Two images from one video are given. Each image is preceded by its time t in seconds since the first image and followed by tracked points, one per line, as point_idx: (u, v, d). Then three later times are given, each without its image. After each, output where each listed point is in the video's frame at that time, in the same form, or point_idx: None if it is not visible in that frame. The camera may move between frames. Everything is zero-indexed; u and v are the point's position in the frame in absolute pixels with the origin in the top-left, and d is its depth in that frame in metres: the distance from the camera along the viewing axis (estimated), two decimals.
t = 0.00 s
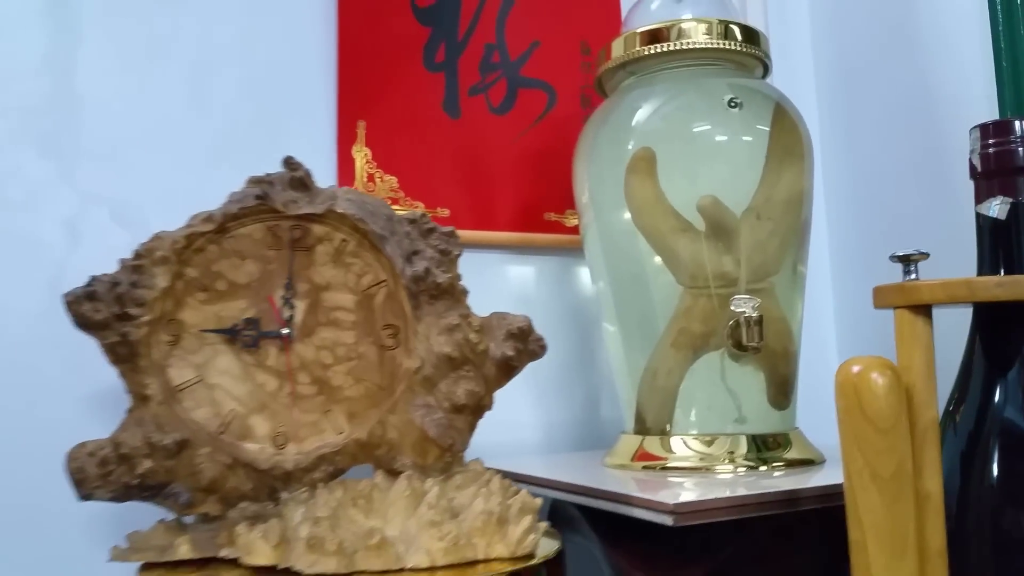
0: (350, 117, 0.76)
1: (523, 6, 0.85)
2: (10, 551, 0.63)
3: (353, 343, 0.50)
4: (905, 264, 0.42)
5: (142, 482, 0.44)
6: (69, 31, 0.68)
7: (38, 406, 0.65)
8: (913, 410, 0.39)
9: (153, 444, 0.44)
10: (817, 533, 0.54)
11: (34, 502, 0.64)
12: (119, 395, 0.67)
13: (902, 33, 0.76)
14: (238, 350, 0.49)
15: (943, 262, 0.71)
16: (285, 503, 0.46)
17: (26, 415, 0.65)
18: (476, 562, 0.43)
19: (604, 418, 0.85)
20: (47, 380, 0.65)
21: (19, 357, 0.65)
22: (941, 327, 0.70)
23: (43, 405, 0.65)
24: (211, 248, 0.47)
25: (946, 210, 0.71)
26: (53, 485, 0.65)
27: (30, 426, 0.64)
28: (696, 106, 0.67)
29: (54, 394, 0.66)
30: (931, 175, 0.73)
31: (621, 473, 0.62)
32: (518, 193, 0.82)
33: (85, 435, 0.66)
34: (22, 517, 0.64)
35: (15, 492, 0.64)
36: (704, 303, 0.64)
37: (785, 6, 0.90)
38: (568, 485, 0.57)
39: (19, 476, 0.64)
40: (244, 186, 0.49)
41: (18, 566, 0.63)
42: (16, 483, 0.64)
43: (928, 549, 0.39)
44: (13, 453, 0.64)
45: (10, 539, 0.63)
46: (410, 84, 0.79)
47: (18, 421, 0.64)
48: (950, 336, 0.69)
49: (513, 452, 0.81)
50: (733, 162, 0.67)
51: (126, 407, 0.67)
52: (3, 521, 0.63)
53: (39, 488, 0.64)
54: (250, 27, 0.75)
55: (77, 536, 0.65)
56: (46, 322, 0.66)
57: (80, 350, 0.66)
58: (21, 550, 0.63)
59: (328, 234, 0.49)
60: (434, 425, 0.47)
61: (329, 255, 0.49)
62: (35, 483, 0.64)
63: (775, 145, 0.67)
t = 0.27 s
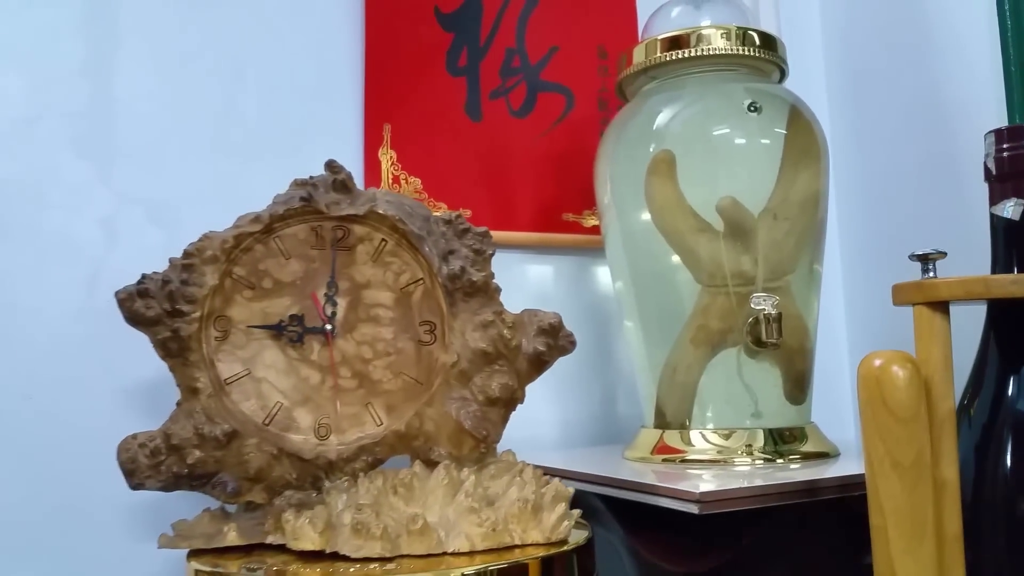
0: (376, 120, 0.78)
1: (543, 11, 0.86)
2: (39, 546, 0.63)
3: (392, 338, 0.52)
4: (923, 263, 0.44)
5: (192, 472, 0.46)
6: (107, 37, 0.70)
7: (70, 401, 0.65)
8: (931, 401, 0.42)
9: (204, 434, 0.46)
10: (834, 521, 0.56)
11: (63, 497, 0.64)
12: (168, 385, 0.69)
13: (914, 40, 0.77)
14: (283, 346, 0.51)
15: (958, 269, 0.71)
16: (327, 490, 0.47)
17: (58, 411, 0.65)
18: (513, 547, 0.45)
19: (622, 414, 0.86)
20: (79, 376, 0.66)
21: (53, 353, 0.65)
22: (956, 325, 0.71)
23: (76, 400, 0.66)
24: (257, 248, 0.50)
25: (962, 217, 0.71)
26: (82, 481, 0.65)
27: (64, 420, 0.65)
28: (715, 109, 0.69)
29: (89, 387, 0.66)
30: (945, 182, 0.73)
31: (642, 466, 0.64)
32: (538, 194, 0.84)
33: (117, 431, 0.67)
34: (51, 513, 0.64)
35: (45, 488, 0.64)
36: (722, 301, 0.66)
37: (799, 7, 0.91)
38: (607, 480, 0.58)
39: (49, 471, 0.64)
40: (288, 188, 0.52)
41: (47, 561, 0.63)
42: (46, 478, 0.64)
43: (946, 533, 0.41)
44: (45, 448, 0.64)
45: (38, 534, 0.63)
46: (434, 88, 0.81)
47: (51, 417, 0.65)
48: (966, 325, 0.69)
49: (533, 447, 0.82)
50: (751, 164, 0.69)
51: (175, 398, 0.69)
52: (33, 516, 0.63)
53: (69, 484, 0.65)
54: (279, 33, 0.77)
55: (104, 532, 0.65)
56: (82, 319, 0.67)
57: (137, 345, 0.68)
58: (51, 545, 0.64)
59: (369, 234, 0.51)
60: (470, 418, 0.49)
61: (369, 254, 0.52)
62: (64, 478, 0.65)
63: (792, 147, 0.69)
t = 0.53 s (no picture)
0: (381, 117, 0.79)
1: (546, 9, 0.87)
2: (48, 540, 0.64)
3: (399, 331, 0.52)
4: (925, 256, 0.45)
5: (200, 463, 0.47)
6: (115, 33, 0.71)
7: (78, 395, 0.66)
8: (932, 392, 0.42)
9: (212, 425, 0.47)
10: (834, 512, 0.57)
11: (71, 492, 0.65)
12: (177, 379, 0.69)
13: (916, 37, 0.77)
14: (292, 338, 0.52)
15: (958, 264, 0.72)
16: (335, 482, 0.47)
17: (67, 406, 0.66)
18: (518, 536, 0.45)
19: (625, 410, 0.87)
20: (88, 371, 0.67)
21: (63, 349, 0.66)
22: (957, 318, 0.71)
23: (84, 395, 0.66)
24: (266, 242, 0.50)
25: (963, 213, 0.72)
26: (90, 475, 0.66)
27: (73, 415, 0.66)
28: (719, 106, 0.69)
29: (99, 383, 0.67)
30: (947, 178, 0.73)
31: (645, 459, 0.64)
32: (542, 191, 0.84)
33: (125, 425, 0.67)
34: (60, 507, 0.64)
35: (54, 481, 0.65)
36: (724, 296, 0.66)
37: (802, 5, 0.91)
38: (612, 472, 0.58)
39: (58, 465, 0.65)
40: (296, 183, 0.53)
41: (55, 554, 0.64)
42: (55, 472, 0.65)
43: (948, 522, 0.41)
44: (54, 441, 0.65)
45: (47, 528, 0.64)
46: (439, 85, 0.81)
47: (61, 412, 0.65)
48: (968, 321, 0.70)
49: (536, 442, 0.82)
50: (754, 160, 0.69)
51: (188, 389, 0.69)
52: (42, 509, 0.64)
53: (78, 477, 0.65)
54: (286, 31, 0.78)
55: (112, 526, 0.66)
56: (91, 314, 0.67)
57: (145, 339, 0.68)
58: (59, 538, 0.64)
59: (376, 228, 0.52)
60: (476, 409, 0.50)
61: (376, 248, 0.52)
62: (72, 472, 0.65)
63: (794, 143, 0.69)
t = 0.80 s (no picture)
0: (384, 111, 0.79)
1: (549, 3, 0.87)
2: (51, 534, 0.64)
3: (404, 323, 0.52)
4: (931, 246, 0.45)
5: (206, 454, 0.47)
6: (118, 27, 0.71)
7: (82, 388, 0.66)
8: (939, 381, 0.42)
9: (218, 416, 0.46)
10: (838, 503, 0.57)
11: (74, 486, 0.65)
12: (180, 372, 0.69)
13: (920, 31, 0.77)
14: (297, 330, 0.52)
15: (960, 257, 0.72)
16: (340, 473, 0.47)
17: (70, 400, 0.66)
18: (525, 527, 0.45)
19: (627, 405, 0.86)
20: (91, 364, 0.66)
21: (66, 342, 0.66)
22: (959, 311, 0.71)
23: (88, 388, 0.66)
24: (271, 233, 0.50)
25: (965, 207, 0.72)
26: (94, 469, 0.66)
27: (76, 409, 0.66)
28: (722, 99, 0.69)
29: (102, 377, 0.67)
30: (949, 172, 0.73)
31: (649, 453, 0.65)
32: (545, 186, 0.84)
33: (129, 418, 0.67)
34: (64, 500, 0.64)
35: (58, 475, 0.65)
36: (728, 289, 0.66)
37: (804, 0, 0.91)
38: (616, 464, 0.58)
39: (62, 459, 0.65)
40: (300, 175, 0.53)
41: (59, 548, 0.64)
42: (59, 466, 0.65)
43: (953, 512, 0.42)
44: (57, 436, 0.65)
45: (50, 523, 0.64)
46: (442, 79, 0.81)
47: (64, 406, 0.65)
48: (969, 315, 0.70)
49: (540, 436, 0.82)
50: (757, 154, 0.69)
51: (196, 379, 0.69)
52: (46, 503, 0.64)
53: (81, 471, 0.65)
54: (288, 24, 0.78)
55: (115, 520, 0.66)
56: (94, 308, 0.67)
57: (148, 333, 0.68)
58: (62, 532, 0.64)
59: (381, 219, 0.52)
60: (481, 401, 0.50)
61: (381, 240, 0.52)
62: (76, 466, 0.65)
63: (798, 137, 0.69)
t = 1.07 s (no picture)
0: (383, 111, 0.79)
1: (547, 5, 0.87)
2: (52, 531, 0.64)
3: (403, 321, 0.53)
4: (921, 246, 0.45)
5: (206, 450, 0.47)
6: (119, 27, 0.72)
7: (82, 386, 0.66)
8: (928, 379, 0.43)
9: (218, 413, 0.47)
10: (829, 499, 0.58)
11: (75, 483, 0.65)
12: (180, 370, 0.70)
13: (914, 34, 0.78)
14: (296, 327, 0.52)
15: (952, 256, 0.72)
16: (340, 469, 0.48)
17: (70, 398, 0.66)
18: (521, 522, 0.46)
19: (624, 403, 0.87)
20: (92, 362, 0.67)
21: (66, 340, 0.67)
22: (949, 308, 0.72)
23: (89, 385, 0.67)
24: (271, 232, 0.51)
25: (957, 207, 0.72)
26: (94, 466, 0.66)
27: (77, 407, 0.66)
28: (718, 100, 0.70)
29: (103, 374, 0.67)
30: (942, 173, 0.74)
31: (645, 450, 0.65)
32: (543, 186, 0.85)
33: (129, 416, 0.68)
34: (65, 497, 0.65)
35: (59, 472, 0.65)
36: (723, 289, 0.67)
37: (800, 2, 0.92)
38: (612, 461, 0.59)
39: (63, 456, 0.65)
40: (301, 175, 0.53)
41: (60, 544, 0.64)
42: (60, 462, 0.65)
43: (941, 507, 0.42)
44: (58, 433, 0.65)
45: (51, 519, 0.64)
46: (441, 80, 0.82)
47: (64, 403, 0.66)
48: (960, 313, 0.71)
49: (536, 434, 0.83)
50: (753, 155, 0.70)
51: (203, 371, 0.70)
52: (47, 499, 0.65)
53: (82, 468, 0.66)
54: (288, 25, 0.78)
55: (116, 516, 0.66)
56: (94, 306, 0.68)
57: (149, 330, 0.69)
58: (63, 527, 0.65)
59: (380, 219, 0.52)
60: (479, 398, 0.50)
61: (381, 238, 0.53)
62: (76, 464, 0.66)
63: (793, 137, 0.70)
